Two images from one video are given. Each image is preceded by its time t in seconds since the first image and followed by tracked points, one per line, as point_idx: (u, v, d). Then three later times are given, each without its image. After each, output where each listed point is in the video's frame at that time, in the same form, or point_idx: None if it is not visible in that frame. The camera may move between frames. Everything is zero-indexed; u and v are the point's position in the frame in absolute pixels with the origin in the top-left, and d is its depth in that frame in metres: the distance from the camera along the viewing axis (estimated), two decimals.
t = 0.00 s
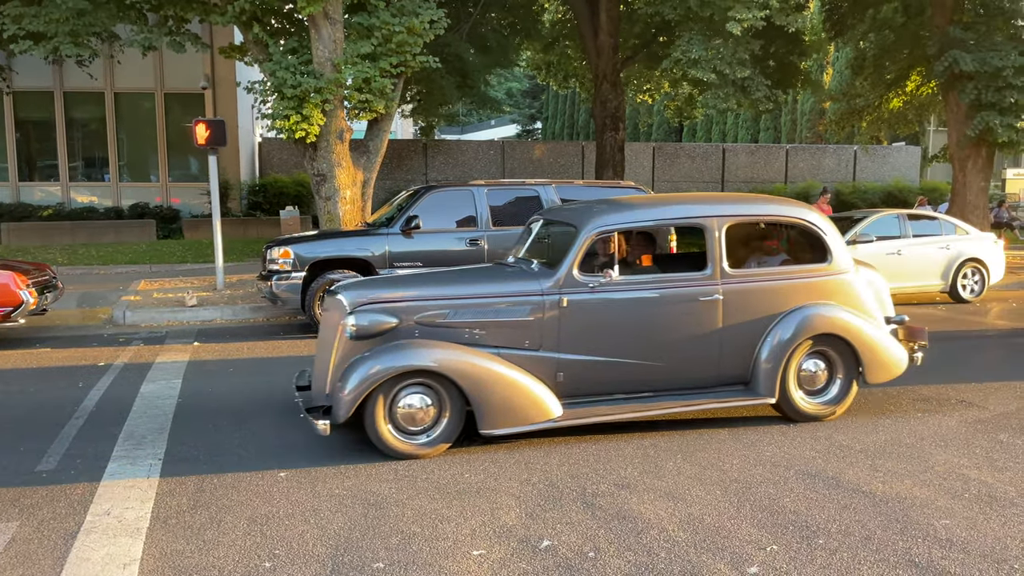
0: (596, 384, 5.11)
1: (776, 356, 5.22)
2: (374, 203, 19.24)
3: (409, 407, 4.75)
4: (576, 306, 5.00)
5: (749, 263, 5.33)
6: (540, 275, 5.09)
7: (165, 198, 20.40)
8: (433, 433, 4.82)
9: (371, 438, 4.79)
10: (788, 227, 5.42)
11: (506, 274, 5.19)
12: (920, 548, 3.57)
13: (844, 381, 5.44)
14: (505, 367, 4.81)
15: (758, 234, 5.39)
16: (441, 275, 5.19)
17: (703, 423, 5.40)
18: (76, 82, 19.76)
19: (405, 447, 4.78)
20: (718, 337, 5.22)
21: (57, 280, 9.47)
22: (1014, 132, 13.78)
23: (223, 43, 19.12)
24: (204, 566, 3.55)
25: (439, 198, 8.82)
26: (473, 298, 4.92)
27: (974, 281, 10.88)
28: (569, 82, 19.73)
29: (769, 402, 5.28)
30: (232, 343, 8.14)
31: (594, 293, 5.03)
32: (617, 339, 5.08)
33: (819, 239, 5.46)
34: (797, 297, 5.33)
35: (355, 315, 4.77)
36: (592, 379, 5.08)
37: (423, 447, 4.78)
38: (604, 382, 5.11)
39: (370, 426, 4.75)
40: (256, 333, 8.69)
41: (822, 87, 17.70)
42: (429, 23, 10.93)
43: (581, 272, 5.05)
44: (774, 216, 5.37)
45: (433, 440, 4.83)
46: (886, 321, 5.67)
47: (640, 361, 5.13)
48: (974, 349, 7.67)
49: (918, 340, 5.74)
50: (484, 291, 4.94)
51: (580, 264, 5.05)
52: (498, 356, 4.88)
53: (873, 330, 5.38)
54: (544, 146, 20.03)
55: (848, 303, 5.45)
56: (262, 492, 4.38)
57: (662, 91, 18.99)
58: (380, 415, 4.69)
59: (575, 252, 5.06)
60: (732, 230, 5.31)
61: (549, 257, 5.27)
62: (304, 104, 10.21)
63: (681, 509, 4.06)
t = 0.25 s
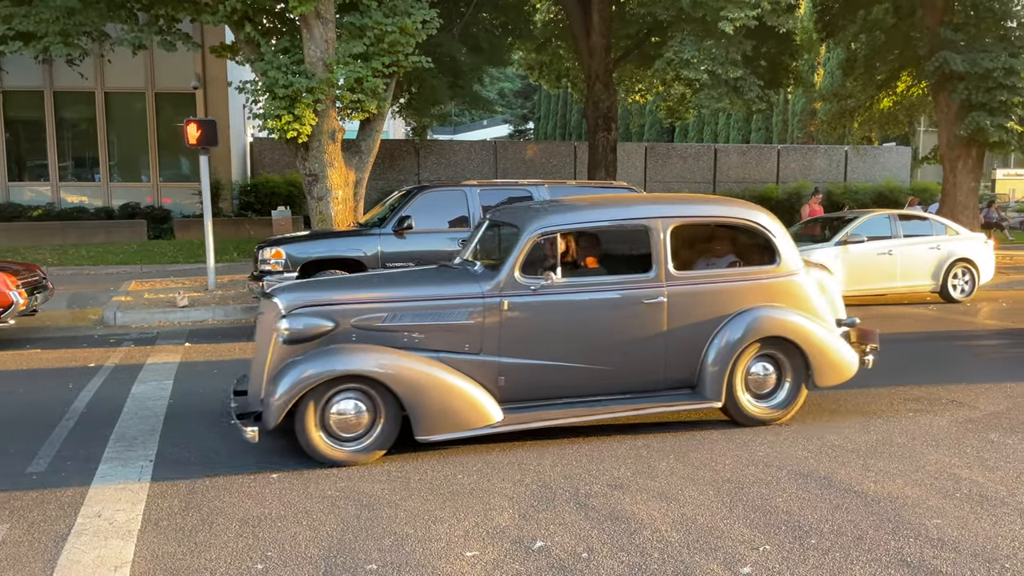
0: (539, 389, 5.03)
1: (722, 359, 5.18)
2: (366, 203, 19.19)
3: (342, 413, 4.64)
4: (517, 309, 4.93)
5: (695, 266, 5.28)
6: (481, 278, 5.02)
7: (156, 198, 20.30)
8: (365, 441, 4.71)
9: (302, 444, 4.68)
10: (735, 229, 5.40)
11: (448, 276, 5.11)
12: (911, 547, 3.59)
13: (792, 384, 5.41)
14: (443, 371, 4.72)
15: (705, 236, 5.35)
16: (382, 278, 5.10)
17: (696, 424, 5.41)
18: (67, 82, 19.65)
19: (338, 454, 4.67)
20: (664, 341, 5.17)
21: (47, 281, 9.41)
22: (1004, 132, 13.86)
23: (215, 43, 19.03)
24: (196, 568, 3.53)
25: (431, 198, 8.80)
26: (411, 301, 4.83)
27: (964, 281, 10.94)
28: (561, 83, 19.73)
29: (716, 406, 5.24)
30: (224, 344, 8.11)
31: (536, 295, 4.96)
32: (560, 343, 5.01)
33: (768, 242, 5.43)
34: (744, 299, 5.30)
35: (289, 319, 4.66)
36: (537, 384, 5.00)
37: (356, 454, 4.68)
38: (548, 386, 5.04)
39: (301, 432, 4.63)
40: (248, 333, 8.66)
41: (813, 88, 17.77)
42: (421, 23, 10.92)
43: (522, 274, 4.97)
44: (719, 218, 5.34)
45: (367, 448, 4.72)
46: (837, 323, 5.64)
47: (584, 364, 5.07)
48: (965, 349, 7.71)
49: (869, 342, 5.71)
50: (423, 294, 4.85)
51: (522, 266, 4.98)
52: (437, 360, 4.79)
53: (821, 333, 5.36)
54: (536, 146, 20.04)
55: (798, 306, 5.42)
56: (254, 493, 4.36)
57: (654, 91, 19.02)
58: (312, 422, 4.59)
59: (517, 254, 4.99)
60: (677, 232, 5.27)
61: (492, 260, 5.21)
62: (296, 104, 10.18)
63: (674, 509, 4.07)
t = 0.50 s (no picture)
0: (486, 392, 4.93)
1: (673, 361, 5.10)
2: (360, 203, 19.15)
3: (277, 419, 4.53)
4: (460, 312, 4.82)
5: (644, 267, 5.18)
6: (425, 279, 4.91)
7: (149, 198, 20.21)
8: (301, 447, 4.61)
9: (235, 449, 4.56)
10: (687, 230, 5.31)
11: (392, 278, 4.99)
12: (906, 546, 3.60)
13: (743, 388, 5.35)
14: (383, 375, 4.60)
15: (656, 236, 5.26)
16: (323, 279, 4.97)
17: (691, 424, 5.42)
18: (59, 82, 19.55)
19: (271, 460, 4.56)
20: (613, 343, 5.07)
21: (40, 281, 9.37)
22: (997, 132, 13.94)
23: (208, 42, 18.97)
24: (191, 569, 3.52)
25: (426, 198, 8.79)
26: (352, 303, 4.70)
27: (957, 281, 10.98)
28: (555, 83, 19.75)
29: (665, 410, 5.15)
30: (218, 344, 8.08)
31: (480, 297, 4.84)
32: (506, 345, 4.90)
33: (722, 242, 5.35)
34: (695, 301, 5.21)
35: (224, 322, 4.53)
36: (483, 388, 4.90)
37: (290, 460, 4.58)
38: (494, 390, 4.93)
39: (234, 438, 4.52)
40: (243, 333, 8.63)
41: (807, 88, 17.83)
42: (416, 22, 10.91)
43: (466, 275, 4.86)
44: (671, 219, 5.25)
45: (302, 455, 4.62)
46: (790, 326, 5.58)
47: (531, 368, 4.97)
48: (959, 349, 7.75)
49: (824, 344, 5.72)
50: (363, 297, 4.72)
51: (466, 267, 4.87)
52: (378, 364, 4.68)
53: (773, 335, 5.30)
54: (530, 146, 20.05)
55: (751, 307, 5.34)
56: (248, 493, 4.35)
57: (649, 91, 19.06)
58: (244, 430, 4.48)
59: (461, 255, 4.87)
60: (626, 233, 5.17)
61: (437, 261, 5.10)
62: (290, 104, 10.16)
63: (669, 508, 4.08)
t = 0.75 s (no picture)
0: (432, 395, 4.83)
1: (625, 363, 5.01)
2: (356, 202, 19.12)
3: (211, 424, 4.40)
4: (405, 314, 4.71)
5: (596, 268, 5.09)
6: (370, 281, 4.80)
7: (145, 198, 20.15)
8: (237, 454, 4.48)
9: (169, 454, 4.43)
10: (642, 231, 5.22)
11: (338, 279, 4.89)
12: (902, 545, 3.61)
13: (698, 391, 5.26)
14: (323, 379, 4.49)
15: (608, 238, 5.17)
16: (266, 280, 4.86)
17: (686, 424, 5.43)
18: (54, 81, 19.48)
19: (205, 467, 4.44)
20: (564, 346, 4.98)
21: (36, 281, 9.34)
22: (992, 132, 13.99)
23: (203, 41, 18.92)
24: (188, 569, 3.51)
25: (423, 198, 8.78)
26: (293, 305, 4.59)
27: (952, 281, 11.02)
28: (551, 83, 19.75)
29: (617, 413, 5.06)
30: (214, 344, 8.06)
31: (426, 299, 4.74)
32: (454, 348, 4.80)
33: (677, 244, 5.27)
34: (649, 303, 5.12)
35: (160, 324, 4.41)
36: (428, 391, 4.81)
37: (225, 467, 4.46)
38: (441, 393, 4.84)
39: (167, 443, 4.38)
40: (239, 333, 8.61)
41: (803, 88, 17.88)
42: (412, 22, 10.91)
43: (412, 277, 4.75)
44: (624, 220, 5.16)
45: (238, 462, 4.49)
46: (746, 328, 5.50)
47: (481, 371, 4.87)
48: (954, 349, 7.78)
49: (781, 346, 5.63)
50: (306, 298, 4.61)
51: (412, 269, 4.76)
52: (319, 367, 4.58)
53: (729, 338, 5.22)
54: (526, 146, 20.05)
55: (707, 309, 5.26)
56: (245, 493, 4.34)
57: (645, 92, 19.09)
58: (176, 436, 4.34)
59: (405, 256, 4.77)
60: (576, 234, 5.07)
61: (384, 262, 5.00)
62: (286, 104, 10.14)
63: (666, 508, 4.09)
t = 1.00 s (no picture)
0: (377, 401, 4.74)
1: (576, 366, 4.92)
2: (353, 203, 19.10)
3: (143, 431, 4.28)
4: (348, 316, 4.63)
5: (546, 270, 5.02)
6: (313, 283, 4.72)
7: (142, 198, 20.11)
8: (169, 461, 4.37)
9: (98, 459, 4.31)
10: (594, 232, 5.17)
11: (282, 282, 4.81)
12: (899, 545, 3.62)
13: (651, 396, 5.18)
14: (262, 384, 4.39)
15: (559, 240, 5.11)
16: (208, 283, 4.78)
17: (684, 425, 5.43)
18: (51, 81, 19.45)
19: (136, 474, 4.32)
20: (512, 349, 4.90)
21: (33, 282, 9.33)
22: (988, 133, 14.00)
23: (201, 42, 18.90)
24: (186, 569, 3.51)
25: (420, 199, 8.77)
26: (233, 308, 4.51)
27: (949, 281, 11.05)
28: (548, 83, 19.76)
29: (569, 418, 4.97)
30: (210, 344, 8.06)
31: (370, 301, 4.66)
32: (398, 352, 4.71)
33: (630, 246, 5.21)
34: (600, 306, 5.06)
35: (94, 328, 4.33)
36: (372, 395, 4.71)
37: (157, 474, 4.34)
38: (385, 398, 4.74)
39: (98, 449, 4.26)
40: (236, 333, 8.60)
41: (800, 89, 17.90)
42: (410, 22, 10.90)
43: (356, 279, 4.67)
44: (574, 221, 5.10)
45: (171, 469, 4.38)
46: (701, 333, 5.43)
47: (427, 375, 4.78)
48: (950, 350, 7.80)
49: (738, 350, 5.55)
50: (247, 301, 4.53)
51: (356, 271, 4.68)
52: (259, 371, 4.49)
53: (683, 341, 5.15)
54: (524, 146, 20.04)
55: (661, 312, 5.20)
56: (242, 494, 4.34)
57: (642, 93, 19.11)
58: (108, 443, 4.22)
59: (349, 258, 4.69)
60: (525, 235, 5.01)
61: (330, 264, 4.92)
62: (283, 104, 10.15)
63: (663, 508, 4.09)
